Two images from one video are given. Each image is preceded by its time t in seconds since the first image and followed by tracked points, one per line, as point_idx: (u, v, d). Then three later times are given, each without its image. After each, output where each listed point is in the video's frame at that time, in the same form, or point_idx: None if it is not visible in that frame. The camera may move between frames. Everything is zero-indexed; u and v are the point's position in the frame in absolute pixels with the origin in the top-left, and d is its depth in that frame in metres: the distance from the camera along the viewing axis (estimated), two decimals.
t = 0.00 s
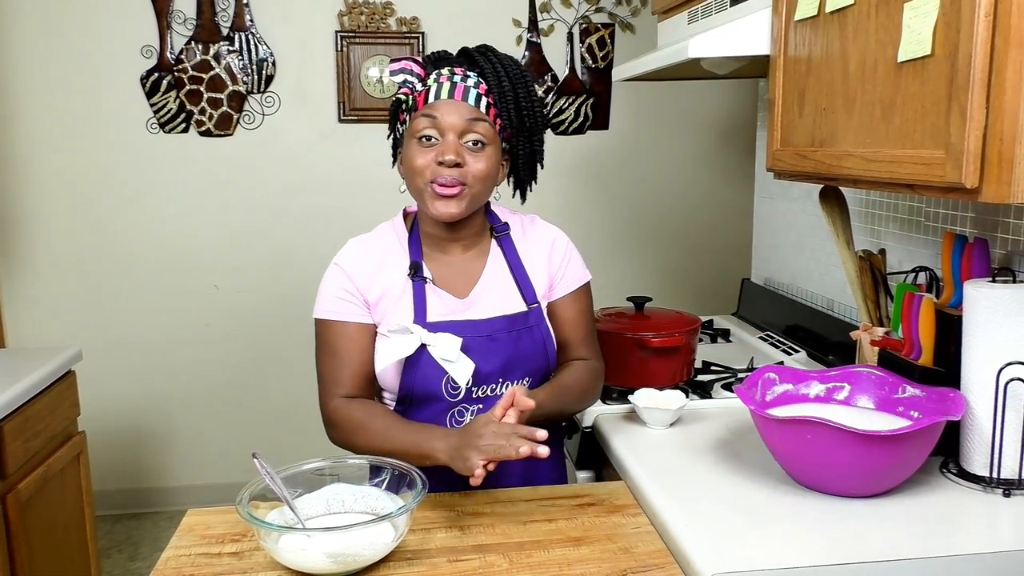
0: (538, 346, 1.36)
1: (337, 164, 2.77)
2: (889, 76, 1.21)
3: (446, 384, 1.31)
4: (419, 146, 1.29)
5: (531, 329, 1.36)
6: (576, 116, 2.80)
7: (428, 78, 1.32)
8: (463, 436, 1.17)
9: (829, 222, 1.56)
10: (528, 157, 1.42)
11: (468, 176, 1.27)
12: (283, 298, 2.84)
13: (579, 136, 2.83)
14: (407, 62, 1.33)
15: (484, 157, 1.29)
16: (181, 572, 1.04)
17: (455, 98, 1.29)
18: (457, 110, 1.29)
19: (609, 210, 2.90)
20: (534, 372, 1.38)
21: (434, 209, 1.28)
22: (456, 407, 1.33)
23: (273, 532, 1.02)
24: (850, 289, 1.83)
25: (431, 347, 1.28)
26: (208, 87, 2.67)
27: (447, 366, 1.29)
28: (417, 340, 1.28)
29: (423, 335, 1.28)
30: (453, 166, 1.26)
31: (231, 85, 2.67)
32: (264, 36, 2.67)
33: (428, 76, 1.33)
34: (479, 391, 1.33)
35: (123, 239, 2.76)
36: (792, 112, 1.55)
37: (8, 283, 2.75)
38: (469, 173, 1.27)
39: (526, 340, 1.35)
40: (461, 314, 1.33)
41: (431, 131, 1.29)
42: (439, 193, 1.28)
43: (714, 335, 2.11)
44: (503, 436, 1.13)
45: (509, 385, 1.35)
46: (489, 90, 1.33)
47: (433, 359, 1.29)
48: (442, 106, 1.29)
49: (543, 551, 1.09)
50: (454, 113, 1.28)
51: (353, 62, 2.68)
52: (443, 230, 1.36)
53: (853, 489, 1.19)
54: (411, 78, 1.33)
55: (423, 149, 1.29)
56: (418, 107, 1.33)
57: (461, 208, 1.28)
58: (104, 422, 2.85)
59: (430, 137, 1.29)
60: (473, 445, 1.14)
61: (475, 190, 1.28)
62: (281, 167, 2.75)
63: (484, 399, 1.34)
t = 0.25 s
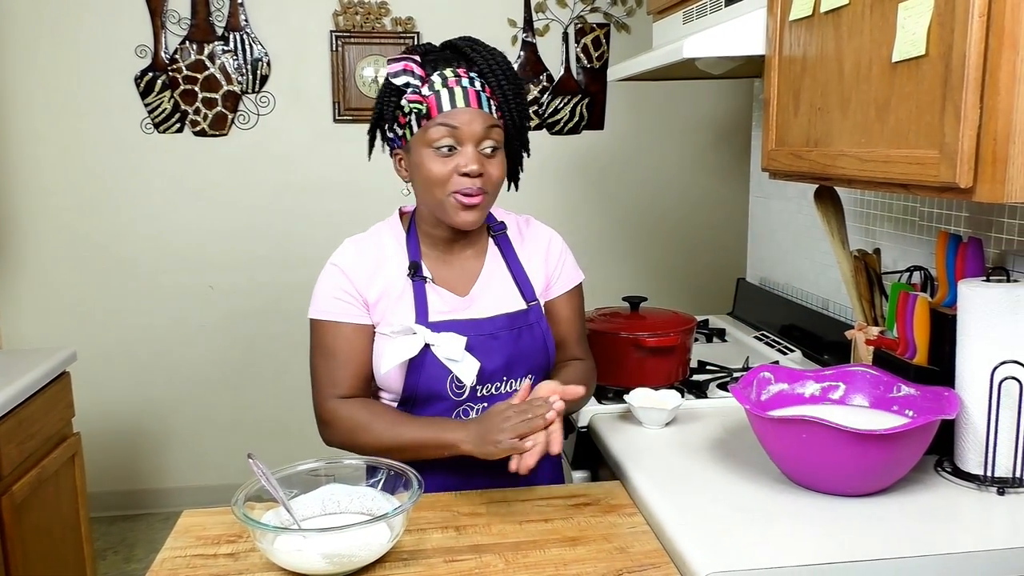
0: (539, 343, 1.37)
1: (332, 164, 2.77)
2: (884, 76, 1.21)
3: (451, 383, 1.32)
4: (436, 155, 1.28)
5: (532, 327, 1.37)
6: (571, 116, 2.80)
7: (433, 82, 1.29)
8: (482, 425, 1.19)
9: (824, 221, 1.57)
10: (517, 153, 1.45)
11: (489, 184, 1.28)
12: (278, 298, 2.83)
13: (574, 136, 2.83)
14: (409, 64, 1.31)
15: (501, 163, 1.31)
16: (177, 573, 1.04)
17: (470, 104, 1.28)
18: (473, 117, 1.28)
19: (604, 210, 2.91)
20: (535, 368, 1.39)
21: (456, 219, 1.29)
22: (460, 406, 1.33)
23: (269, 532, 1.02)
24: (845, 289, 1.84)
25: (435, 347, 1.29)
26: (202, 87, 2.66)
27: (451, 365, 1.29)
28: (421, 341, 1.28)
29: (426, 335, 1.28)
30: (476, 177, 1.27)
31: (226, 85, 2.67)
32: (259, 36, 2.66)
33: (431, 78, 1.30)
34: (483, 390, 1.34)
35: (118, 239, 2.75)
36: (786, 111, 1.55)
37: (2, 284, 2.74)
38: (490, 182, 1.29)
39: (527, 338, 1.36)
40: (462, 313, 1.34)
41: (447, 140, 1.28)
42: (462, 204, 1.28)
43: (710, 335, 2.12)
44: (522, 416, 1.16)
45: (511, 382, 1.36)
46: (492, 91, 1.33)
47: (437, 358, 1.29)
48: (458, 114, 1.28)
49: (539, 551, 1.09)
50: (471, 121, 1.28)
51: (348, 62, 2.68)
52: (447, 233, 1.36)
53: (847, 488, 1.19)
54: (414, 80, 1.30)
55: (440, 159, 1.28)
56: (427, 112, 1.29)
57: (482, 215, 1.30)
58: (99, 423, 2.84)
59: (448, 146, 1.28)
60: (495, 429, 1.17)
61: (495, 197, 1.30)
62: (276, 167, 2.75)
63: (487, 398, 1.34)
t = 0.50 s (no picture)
0: (539, 339, 1.39)
1: (325, 164, 2.76)
2: (877, 77, 1.21)
3: (457, 384, 1.31)
4: (456, 161, 1.28)
5: (531, 323, 1.39)
6: (565, 116, 2.80)
7: (448, 86, 1.29)
8: (483, 433, 1.19)
9: (816, 222, 1.57)
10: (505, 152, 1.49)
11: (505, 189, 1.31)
12: (271, 299, 2.82)
13: (568, 136, 2.84)
14: (423, 68, 1.32)
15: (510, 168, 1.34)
16: (170, 574, 1.03)
17: (486, 110, 1.30)
18: (490, 124, 1.30)
19: (598, 210, 2.91)
20: (536, 365, 1.40)
21: (478, 224, 1.30)
22: (467, 406, 1.33)
23: (261, 534, 1.02)
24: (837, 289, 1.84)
25: (441, 348, 1.29)
26: (195, 87, 2.66)
27: (459, 366, 1.29)
28: (428, 343, 1.28)
29: (433, 336, 1.28)
30: (497, 183, 1.29)
31: (219, 85, 2.66)
32: (252, 36, 2.66)
33: (444, 83, 1.30)
34: (488, 389, 1.34)
35: (110, 240, 2.74)
36: (779, 112, 1.55)
37: None
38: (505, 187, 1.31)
39: (528, 335, 1.38)
40: (464, 313, 1.34)
41: (467, 146, 1.28)
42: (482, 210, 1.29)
43: (703, 335, 2.12)
44: (529, 429, 1.15)
45: (516, 379, 1.37)
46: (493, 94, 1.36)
47: (445, 360, 1.29)
48: (477, 120, 1.28)
49: (532, 552, 1.09)
50: (489, 128, 1.29)
51: (341, 63, 2.68)
52: (448, 237, 1.37)
53: (840, 488, 1.20)
54: (427, 84, 1.30)
55: (461, 165, 1.28)
56: (449, 119, 1.28)
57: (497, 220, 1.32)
58: (91, 424, 2.83)
59: (467, 152, 1.28)
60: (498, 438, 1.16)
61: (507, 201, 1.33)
62: (269, 167, 2.74)
63: (493, 396, 1.35)
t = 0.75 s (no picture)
0: (535, 336, 1.40)
1: (319, 164, 2.76)
2: (869, 78, 1.22)
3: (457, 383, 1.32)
4: (447, 161, 1.28)
5: (527, 321, 1.40)
6: (559, 116, 2.81)
7: (439, 86, 1.30)
8: (480, 434, 1.18)
9: (809, 222, 1.57)
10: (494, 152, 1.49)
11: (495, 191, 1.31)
12: (265, 299, 2.82)
13: (562, 136, 2.84)
14: (415, 68, 1.31)
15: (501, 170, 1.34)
16: None
17: (478, 111, 1.30)
18: (482, 125, 1.30)
19: (592, 210, 2.91)
20: (532, 363, 1.40)
21: (467, 225, 1.30)
22: (467, 405, 1.34)
23: (255, 534, 1.02)
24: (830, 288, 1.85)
25: (441, 348, 1.29)
26: (188, 87, 2.65)
27: (460, 366, 1.29)
28: (428, 344, 1.28)
29: (432, 337, 1.28)
30: (487, 184, 1.29)
31: (212, 85, 2.66)
32: (245, 36, 2.65)
33: (436, 82, 1.30)
34: (488, 387, 1.34)
35: (103, 240, 2.73)
36: (773, 112, 1.55)
37: None
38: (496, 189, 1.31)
39: (525, 332, 1.38)
40: (462, 312, 1.35)
41: (458, 147, 1.28)
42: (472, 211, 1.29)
43: (697, 335, 2.12)
44: (526, 433, 1.15)
45: (513, 377, 1.37)
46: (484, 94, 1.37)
47: (445, 360, 1.30)
48: (469, 121, 1.29)
49: (527, 552, 1.09)
50: (480, 129, 1.29)
51: (335, 62, 2.67)
52: (438, 237, 1.37)
53: (834, 488, 1.20)
54: (419, 84, 1.30)
55: (452, 165, 1.28)
56: (439, 119, 1.28)
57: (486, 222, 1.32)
58: (84, 425, 2.82)
59: (458, 153, 1.28)
60: (493, 437, 1.16)
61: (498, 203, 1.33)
62: (263, 167, 2.74)
63: (492, 394, 1.35)
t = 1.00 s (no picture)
0: (529, 339, 1.40)
1: (314, 164, 2.76)
2: (863, 78, 1.22)
3: (448, 386, 1.31)
4: (420, 153, 1.29)
5: (522, 324, 1.39)
6: (554, 117, 2.81)
7: (412, 81, 1.30)
8: (463, 437, 1.18)
9: (805, 222, 1.58)
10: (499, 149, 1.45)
11: (473, 181, 1.30)
12: (260, 299, 2.81)
13: (557, 137, 2.84)
14: (388, 65, 1.31)
15: (483, 159, 1.32)
16: None
17: (452, 101, 1.29)
18: (455, 114, 1.29)
19: (587, 210, 2.91)
20: (525, 365, 1.40)
21: (444, 217, 1.30)
22: (458, 408, 1.33)
23: (250, 535, 1.01)
24: (825, 288, 1.85)
25: (432, 350, 1.28)
26: (183, 87, 2.65)
27: (450, 368, 1.29)
28: (420, 345, 1.27)
29: (424, 338, 1.28)
30: (460, 174, 1.28)
31: (206, 85, 2.65)
32: (239, 35, 2.65)
33: (411, 78, 1.31)
34: (479, 390, 1.34)
35: (97, 240, 2.72)
36: (767, 112, 1.56)
37: None
38: (474, 178, 1.30)
39: (518, 336, 1.38)
40: (455, 314, 1.34)
41: (430, 138, 1.29)
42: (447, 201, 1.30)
43: (692, 335, 2.13)
44: (506, 440, 1.14)
45: (505, 380, 1.37)
46: (472, 89, 1.34)
47: (436, 362, 1.29)
48: (441, 111, 1.28)
49: (522, 552, 1.09)
50: (453, 118, 1.29)
51: (330, 63, 2.67)
52: (433, 236, 1.37)
53: (828, 488, 1.20)
54: (393, 81, 1.31)
55: (425, 157, 1.29)
56: (411, 112, 1.29)
57: (467, 213, 1.31)
58: (78, 426, 2.81)
59: (431, 144, 1.29)
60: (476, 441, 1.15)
61: (478, 193, 1.32)
62: (258, 167, 2.73)
63: (483, 397, 1.35)
